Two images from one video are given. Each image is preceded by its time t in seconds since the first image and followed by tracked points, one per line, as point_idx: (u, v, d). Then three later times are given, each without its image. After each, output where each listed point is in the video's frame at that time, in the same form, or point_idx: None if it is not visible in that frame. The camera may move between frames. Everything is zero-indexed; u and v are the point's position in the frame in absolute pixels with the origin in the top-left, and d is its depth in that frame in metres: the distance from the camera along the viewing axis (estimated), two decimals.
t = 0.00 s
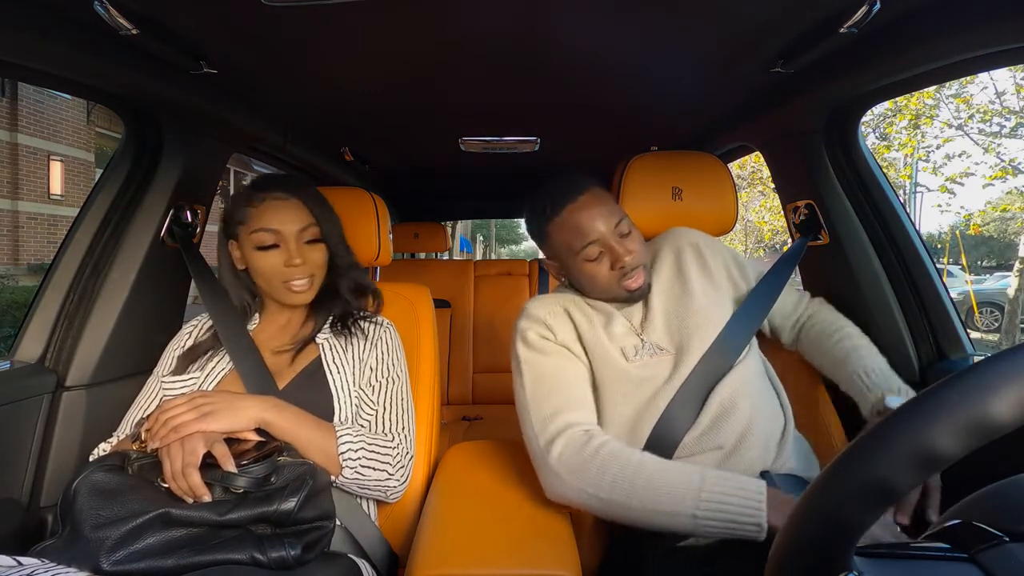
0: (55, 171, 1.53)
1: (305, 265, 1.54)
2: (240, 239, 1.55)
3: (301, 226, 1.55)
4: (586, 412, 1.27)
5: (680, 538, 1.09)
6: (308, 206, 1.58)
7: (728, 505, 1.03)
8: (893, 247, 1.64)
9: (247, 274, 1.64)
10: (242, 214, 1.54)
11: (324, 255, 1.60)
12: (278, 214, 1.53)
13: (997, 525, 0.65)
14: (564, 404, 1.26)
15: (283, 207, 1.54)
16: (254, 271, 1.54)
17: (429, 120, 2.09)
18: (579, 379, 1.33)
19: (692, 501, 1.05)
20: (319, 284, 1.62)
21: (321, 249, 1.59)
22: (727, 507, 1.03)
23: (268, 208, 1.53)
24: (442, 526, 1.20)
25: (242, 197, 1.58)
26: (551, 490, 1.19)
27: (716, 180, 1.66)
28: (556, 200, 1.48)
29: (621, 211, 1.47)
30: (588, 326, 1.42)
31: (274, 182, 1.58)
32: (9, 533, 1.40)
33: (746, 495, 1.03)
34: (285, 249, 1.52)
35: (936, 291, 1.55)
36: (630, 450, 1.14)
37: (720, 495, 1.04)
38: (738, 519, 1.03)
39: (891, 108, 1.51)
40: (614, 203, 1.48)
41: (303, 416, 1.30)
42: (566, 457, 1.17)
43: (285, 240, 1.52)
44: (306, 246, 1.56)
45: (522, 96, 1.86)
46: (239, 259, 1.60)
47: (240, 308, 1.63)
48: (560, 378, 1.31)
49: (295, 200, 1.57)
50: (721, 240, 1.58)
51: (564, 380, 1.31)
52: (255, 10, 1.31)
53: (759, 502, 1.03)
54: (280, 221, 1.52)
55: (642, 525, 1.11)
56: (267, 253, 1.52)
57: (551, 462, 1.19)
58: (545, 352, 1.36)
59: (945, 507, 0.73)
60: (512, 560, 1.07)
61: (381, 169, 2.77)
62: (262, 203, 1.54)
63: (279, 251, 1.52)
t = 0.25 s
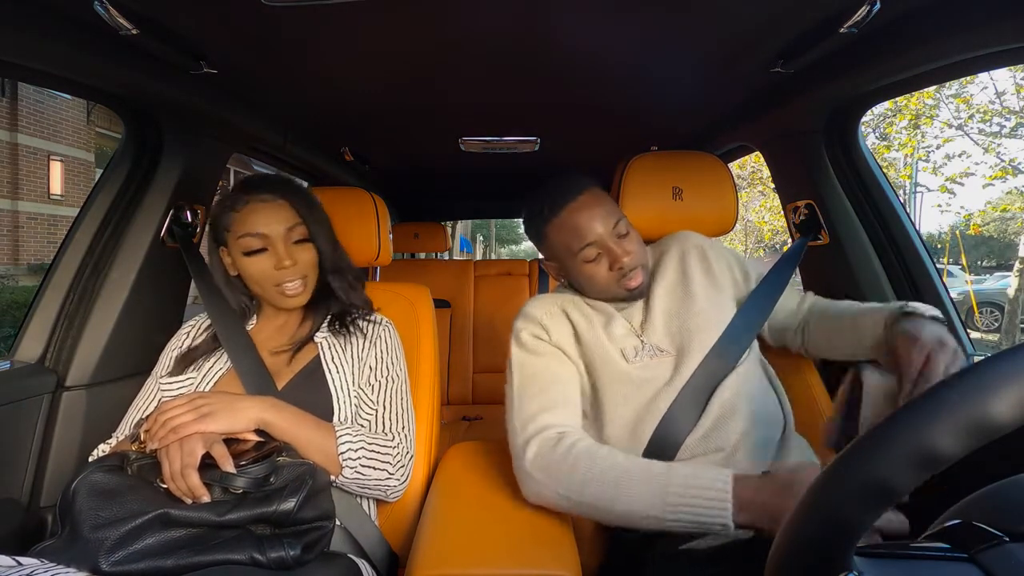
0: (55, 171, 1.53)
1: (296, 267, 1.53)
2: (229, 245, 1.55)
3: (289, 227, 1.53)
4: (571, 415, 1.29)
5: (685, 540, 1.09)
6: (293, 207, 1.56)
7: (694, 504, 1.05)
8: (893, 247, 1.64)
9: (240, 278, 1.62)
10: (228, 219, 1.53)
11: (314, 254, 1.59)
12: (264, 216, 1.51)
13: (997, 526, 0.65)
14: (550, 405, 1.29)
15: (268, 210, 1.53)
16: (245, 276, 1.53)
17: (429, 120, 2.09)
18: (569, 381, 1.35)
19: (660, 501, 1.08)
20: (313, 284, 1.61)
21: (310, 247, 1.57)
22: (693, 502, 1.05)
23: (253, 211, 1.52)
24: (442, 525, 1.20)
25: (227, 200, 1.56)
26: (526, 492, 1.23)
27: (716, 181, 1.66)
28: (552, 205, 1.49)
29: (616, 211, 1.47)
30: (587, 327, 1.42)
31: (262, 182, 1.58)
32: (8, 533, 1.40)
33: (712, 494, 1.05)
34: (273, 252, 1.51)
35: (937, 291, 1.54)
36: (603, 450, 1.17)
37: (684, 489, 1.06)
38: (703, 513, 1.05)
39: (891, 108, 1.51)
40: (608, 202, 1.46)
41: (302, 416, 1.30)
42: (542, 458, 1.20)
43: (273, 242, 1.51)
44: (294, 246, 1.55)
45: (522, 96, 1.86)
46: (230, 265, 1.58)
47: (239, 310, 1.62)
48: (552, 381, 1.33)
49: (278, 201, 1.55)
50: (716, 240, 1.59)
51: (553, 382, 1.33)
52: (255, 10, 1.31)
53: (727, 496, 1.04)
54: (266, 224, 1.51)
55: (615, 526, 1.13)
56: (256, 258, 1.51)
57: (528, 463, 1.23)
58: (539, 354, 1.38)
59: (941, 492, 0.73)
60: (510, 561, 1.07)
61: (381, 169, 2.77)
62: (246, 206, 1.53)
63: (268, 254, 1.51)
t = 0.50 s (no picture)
0: (56, 171, 1.53)
1: (297, 264, 1.52)
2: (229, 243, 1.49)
3: (290, 225, 1.49)
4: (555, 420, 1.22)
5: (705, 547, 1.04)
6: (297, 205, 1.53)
7: (637, 491, 1.04)
8: (893, 247, 1.65)
9: (241, 277, 1.55)
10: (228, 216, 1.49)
11: (315, 253, 1.57)
12: (266, 214, 1.46)
13: (996, 526, 0.65)
14: (535, 400, 1.24)
15: (271, 206, 1.49)
16: (246, 274, 1.50)
17: (429, 120, 2.09)
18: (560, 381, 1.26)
19: (609, 491, 1.07)
20: (314, 283, 1.60)
21: (311, 244, 1.55)
22: (639, 490, 1.04)
23: (255, 207, 1.47)
24: (442, 525, 1.21)
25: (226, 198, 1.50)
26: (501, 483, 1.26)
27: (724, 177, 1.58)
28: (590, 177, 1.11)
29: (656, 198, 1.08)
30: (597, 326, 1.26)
31: (263, 181, 1.52)
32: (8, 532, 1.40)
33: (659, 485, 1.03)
34: (275, 249, 1.48)
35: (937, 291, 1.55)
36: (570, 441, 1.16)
37: (631, 475, 1.05)
38: (648, 498, 1.03)
39: (891, 108, 1.51)
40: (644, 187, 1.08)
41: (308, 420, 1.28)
42: (516, 451, 1.21)
43: (275, 240, 1.47)
44: (295, 244, 1.51)
45: (522, 96, 1.86)
46: (234, 263, 1.51)
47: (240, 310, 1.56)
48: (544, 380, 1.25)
49: (284, 198, 1.52)
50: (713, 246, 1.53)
51: (543, 379, 1.25)
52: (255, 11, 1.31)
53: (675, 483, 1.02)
54: (269, 221, 1.46)
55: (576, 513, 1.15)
56: (257, 255, 1.47)
57: (500, 453, 1.25)
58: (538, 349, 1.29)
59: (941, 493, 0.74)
60: (508, 560, 1.07)
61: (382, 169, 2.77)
62: (249, 204, 1.48)
63: (269, 250, 1.47)
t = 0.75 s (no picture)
0: (55, 171, 1.53)
1: (296, 264, 1.52)
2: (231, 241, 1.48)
3: (291, 224, 1.50)
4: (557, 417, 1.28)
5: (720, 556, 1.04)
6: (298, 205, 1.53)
7: (593, 489, 1.14)
8: (893, 248, 1.66)
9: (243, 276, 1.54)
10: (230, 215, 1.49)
11: (315, 253, 1.56)
12: (268, 214, 1.47)
13: (996, 526, 0.65)
14: (539, 394, 1.30)
15: (272, 205, 1.49)
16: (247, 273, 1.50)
17: (429, 120, 2.09)
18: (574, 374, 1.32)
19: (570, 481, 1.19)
20: (313, 283, 1.59)
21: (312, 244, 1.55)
22: (596, 484, 1.15)
23: (257, 206, 1.48)
24: (442, 524, 1.21)
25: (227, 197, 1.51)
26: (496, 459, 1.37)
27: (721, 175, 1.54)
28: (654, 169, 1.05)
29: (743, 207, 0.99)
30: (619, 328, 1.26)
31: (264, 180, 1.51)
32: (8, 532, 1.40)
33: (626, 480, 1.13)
34: (275, 248, 1.47)
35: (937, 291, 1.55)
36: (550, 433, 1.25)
37: (597, 470, 1.16)
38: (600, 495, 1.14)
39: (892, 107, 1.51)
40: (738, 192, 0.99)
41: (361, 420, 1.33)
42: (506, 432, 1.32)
43: (276, 239, 1.48)
44: (296, 244, 1.51)
45: (522, 96, 1.86)
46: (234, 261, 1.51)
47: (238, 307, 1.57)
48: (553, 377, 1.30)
49: (285, 198, 1.52)
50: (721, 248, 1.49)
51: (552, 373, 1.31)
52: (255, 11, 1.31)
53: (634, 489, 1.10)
54: (271, 220, 1.47)
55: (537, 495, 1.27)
56: (257, 253, 1.47)
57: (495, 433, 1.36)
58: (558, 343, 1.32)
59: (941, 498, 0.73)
60: (508, 560, 1.07)
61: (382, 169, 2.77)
62: (251, 203, 1.48)
63: (270, 249, 1.48)
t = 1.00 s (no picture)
0: (55, 171, 1.53)
1: (298, 265, 1.53)
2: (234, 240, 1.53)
3: (293, 225, 1.52)
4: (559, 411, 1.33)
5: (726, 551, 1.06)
6: (299, 205, 1.55)
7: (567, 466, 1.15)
8: (892, 246, 1.64)
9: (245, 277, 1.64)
10: (233, 215, 1.52)
11: (317, 253, 1.58)
12: (269, 215, 1.50)
13: (997, 526, 0.65)
14: (544, 389, 1.35)
15: (273, 206, 1.52)
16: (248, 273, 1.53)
17: (429, 119, 2.09)
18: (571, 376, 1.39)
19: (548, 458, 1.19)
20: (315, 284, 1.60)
21: (314, 245, 1.57)
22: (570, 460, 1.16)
23: (259, 207, 1.51)
24: (442, 524, 1.21)
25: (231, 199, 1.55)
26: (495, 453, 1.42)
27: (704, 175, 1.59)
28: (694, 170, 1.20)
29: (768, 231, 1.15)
30: (625, 331, 1.33)
31: (268, 180, 1.56)
32: (8, 532, 1.40)
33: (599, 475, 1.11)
34: (277, 249, 1.50)
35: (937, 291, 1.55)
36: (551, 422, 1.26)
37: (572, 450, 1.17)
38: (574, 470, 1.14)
39: (891, 108, 1.51)
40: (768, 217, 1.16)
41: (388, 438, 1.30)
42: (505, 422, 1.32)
43: (277, 240, 1.50)
44: (298, 245, 1.53)
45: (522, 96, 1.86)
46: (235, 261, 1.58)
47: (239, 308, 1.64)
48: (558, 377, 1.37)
49: (287, 199, 1.54)
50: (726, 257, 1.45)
51: (557, 373, 1.37)
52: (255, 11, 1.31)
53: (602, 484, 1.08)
54: (272, 221, 1.50)
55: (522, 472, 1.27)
56: (258, 254, 1.50)
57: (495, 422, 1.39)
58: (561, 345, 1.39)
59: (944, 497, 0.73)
60: (508, 560, 1.07)
61: (381, 169, 2.77)
62: (254, 203, 1.52)
63: (271, 251, 1.50)
